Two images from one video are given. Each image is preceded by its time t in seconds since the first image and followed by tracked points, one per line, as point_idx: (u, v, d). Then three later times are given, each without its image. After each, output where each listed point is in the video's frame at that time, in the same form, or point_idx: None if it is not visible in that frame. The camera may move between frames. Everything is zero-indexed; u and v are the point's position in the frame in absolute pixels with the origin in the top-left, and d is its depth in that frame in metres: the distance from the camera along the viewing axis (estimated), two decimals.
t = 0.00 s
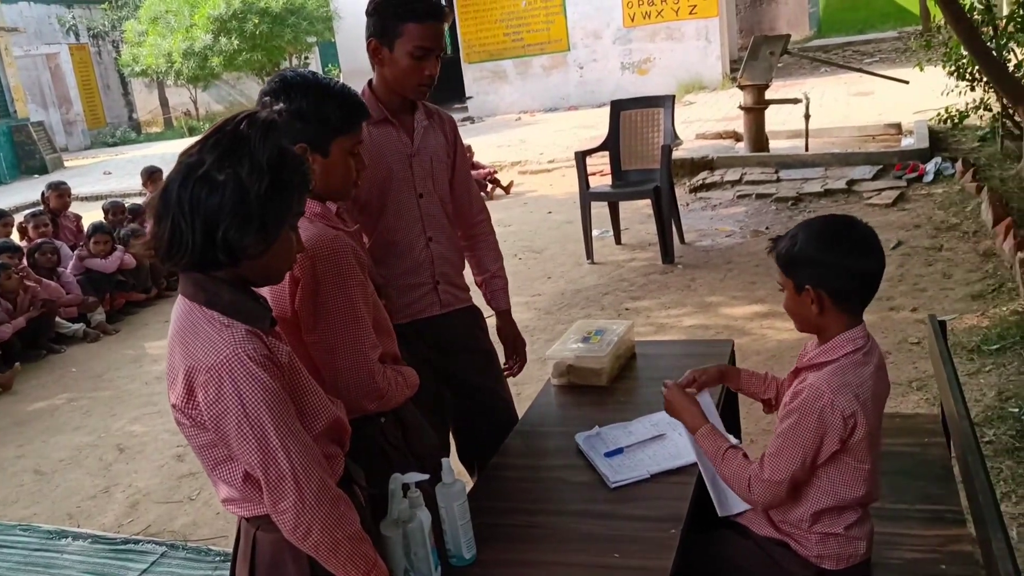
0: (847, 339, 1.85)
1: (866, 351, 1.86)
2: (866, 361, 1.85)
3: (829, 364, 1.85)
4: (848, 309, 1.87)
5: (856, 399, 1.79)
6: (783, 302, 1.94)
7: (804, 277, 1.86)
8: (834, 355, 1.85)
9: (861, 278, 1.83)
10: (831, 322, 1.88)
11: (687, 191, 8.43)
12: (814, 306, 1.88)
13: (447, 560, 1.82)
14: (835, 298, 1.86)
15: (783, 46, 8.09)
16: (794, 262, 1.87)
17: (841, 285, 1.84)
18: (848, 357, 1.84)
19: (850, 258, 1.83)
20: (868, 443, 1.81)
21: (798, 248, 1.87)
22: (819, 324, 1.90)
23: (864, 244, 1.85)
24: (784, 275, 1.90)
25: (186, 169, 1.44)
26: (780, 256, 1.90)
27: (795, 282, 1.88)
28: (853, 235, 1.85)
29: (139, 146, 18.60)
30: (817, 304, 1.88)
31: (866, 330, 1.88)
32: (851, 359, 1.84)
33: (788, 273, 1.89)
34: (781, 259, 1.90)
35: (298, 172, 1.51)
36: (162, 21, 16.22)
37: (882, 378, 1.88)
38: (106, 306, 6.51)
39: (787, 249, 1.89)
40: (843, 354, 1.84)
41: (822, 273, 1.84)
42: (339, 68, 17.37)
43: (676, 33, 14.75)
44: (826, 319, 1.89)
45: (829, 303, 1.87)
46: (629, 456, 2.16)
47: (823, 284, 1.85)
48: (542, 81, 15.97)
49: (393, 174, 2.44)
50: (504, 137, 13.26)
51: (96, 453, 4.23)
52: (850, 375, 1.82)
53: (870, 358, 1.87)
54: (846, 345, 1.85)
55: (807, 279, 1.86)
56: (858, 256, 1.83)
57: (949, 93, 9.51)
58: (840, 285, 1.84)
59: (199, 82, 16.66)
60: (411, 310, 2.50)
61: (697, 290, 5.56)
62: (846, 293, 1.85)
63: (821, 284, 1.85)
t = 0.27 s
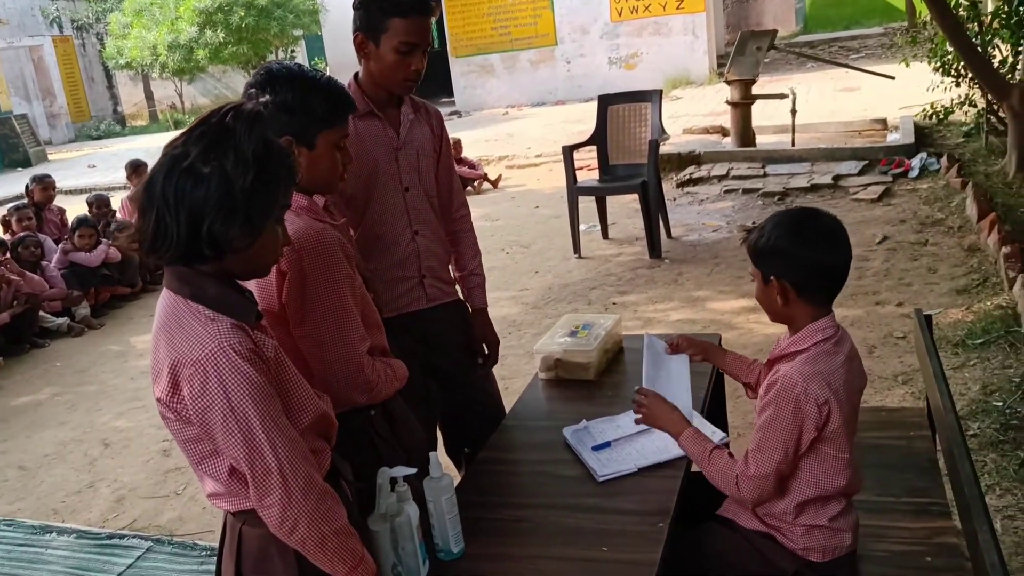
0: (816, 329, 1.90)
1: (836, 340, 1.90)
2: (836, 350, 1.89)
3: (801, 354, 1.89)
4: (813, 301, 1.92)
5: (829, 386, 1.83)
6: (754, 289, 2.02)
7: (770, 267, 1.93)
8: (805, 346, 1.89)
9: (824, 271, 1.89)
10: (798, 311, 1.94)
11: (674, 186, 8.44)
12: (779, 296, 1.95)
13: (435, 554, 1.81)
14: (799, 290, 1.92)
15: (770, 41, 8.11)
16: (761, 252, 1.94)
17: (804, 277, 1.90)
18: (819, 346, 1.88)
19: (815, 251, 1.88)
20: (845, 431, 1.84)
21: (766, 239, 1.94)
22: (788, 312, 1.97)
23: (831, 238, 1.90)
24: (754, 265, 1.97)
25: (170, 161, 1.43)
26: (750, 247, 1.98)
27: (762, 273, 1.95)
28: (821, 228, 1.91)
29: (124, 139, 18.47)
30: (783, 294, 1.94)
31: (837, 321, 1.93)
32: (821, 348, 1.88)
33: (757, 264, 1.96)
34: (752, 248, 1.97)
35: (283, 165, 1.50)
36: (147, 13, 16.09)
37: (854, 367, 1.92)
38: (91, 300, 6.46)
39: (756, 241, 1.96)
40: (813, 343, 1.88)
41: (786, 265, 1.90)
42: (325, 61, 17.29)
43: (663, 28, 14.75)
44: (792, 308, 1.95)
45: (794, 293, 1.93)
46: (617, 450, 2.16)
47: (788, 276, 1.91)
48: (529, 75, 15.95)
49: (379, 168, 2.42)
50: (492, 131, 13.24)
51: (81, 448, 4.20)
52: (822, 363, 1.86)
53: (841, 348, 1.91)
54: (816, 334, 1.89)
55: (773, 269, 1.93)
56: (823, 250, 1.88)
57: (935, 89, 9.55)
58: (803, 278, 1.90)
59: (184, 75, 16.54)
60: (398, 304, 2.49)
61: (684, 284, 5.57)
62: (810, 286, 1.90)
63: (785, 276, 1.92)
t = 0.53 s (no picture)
0: (786, 321, 1.93)
1: (807, 330, 1.94)
2: (809, 337, 1.93)
3: (774, 344, 1.92)
4: (779, 294, 1.95)
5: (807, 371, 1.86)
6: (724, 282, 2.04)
7: (738, 261, 1.96)
8: (777, 336, 1.93)
9: (790, 266, 1.92)
10: (765, 305, 1.97)
11: (665, 181, 8.45)
12: (746, 289, 1.97)
13: (426, 548, 1.81)
14: (766, 284, 1.94)
15: (761, 37, 8.11)
16: (729, 245, 1.97)
17: (772, 270, 1.92)
18: (790, 335, 1.92)
19: (781, 245, 1.91)
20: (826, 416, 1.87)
21: (734, 232, 1.97)
22: (755, 307, 1.99)
23: (799, 234, 1.93)
24: (723, 259, 2.00)
25: (161, 153, 1.42)
26: (719, 241, 2.00)
27: (730, 266, 1.98)
28: (788, 224, 1.94)
29: (113, 131, 18.38)
30: (750, 288, 1.97)
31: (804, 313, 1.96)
32: (792, 337, 1.92)
33: (724, 258, 1.98)
34: (721, 241, 2.00)
35: (276, 157, 1.49)
36: (137, 5, 16.00)
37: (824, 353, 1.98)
38: (80, 293, 6.43)
39: (725, 235, 1.98)
40: (784, 333, 1.92)
41: (753, 258, 1.93)
42: (316, 54, 17.23)
43: (655, 23, 14.75)
44: (760, 302, 1.98)
45: (760, 286, 1.95)
46: (609, 445, 2.17)
47: (755, 270, 1.94)
48: (521, 69, 15.93)
49: (373, 159, 2.41)
50: (484, 125, 13.22)
51: (70, 441, 4.18)
52: (796, 350, 1.89)
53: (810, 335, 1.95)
54: (785, 325, 1.93)
55: (740, 263, 1.95)
56: (790, 245, 1.91)
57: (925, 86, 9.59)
58: (770, 271, 1.92)
59: (174, 67, 16.46)
60: (390, 295, 2.49)
61: (675, 279, 5.58)
62: (776, 279, 1.93)
63: (752, 269, 1.94)
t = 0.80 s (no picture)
0: (759, 311, 1.94)
1: (780, 318, 1.95)
2: (781, 324, 1.93)
3: (749, 333, 1.93)
4: (750, 288, 1.95)
5: (782, 357, 1.87)
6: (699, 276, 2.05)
7: (710, 255, 1.97)
8: (750, 326, 1.94)
9: (761, 260, 1.93)
10: (738, 298, 1.98)
11: (660, 175, 8.44)
12: (719, 283, 1.98)
13: (421, 542, 1.81)
14: (739, 277, 1.95)
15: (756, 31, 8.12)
16: (701, 238, 1.98)
17: (743, 264, 1.93)
18: (763, 324, 1.93)
19: (751, 239, 1.93)
20: (805, 399, 1.88)
21: (706, 226, 1.98)
22: (728, 299, 2.00)
23: (769, 229, 1.94)
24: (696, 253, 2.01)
25: (157, 147, 1.42)
26: (693, 235, 2.02)
27: (703, 259, 1.99)
28: (758, 219, 1.95)
29: (106, 125, 18.32)
30: (723, 281, 1.97)
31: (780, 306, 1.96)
32: (765, 326, 1.92)
33: (698, 251, 2.00)
34: (694, 235, 2.01)
35: (271, 151, 1.48)
36: None
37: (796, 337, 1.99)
38: (73, 287, 6.40)
39: (698, 228, 2.00)
40: (757, 322, 1.93)
41: (724, 251, 1.94)
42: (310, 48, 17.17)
43: (649, 17, 14.74)
44: (733, 295, 1.98)
45: (732, 279, 1.96)
46: (603, 439, 2.17)
47: (726, 263, 1.95)
48: (515, 63, 15.91)
49: (372, 152, 2.41)
50: (478, 119, 13.19)
51: (64, 435, 4.17)
52: (769, 338, 1.90)
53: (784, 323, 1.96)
54: (759, 315, 1.93)
55: (713, 255, 1.96)
56: (760, 239, 1.93)
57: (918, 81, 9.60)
58: (741, 265, 1.93)
59: (167, 60, 16.39)
60: (384, 289, 2.48)
61: (669, 273, 5.58)
62: (746, 273, 1.93)
63: (723, 262, 1.95)
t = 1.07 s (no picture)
0: (749, 303, 1.94)
1: (777, 309, 1.93)
2: (770, 317, 1.92)
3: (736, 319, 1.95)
4: (740, 276, 1.98)
5: (738, 352, 1.90)
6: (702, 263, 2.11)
7: (706, 243, 2.03)
8: (736, 316, 1.95)
9: (749, 249, 1.95)
10: (734, 286, 2.01)
11: (651, 169, 8.45)
12: (713, 270, 2.03)
13: (413, 536, 1.81)
14: (729, 265, 1.99)
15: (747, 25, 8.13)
16: (700, 226, 2.04)
17: (731, 252, 1.97)
18: (756, 314, 1.92)
19: (740, 229, 1.96)
20: (764, 396, 1.90)
21: (705, 215, 2.04)
22: (725, 286, 2.04)
23: (762, 219, 1.96)
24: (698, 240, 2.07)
25: (147, 140, 1.41)
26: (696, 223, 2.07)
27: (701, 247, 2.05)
28: (753, 208, 1.98)
29: (95, 118, 18.21)
30: (718, 269, 2.02)
31: (776, 298, 1.95)
32: (756, 317, 1.92)
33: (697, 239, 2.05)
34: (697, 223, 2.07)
35: (262, 146, 1.48)
36: None
37: (798, 326, 1.96)
38: (63, 281, 6.37)
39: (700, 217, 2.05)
40: (751, 311, 1.93)
41: (715, 241, 1.99)
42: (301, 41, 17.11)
43: (641, 11, 14.74)
44: (729, 283, 2.02)
45: (724, 267, 2.00)
46: (595, 433, 2.17)
47: (717, 252, 1.99)
48: (507, 57, 15.88)
49: (371, 144, 2.41)
50: (470, 113, 13.17)
51: (54, 430, 4.15)
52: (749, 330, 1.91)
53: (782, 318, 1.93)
54: (755, 303, 1.93)
55: (707, 245, 2.02)
56: (749, 229, 1.95)
57: (909, 75, 9.63)
58: (729, 253, 1.97)
59: (157, 53, 16.30)
60: (380, 280, 2.48)
61: (661, 267, 5.59)
62: (735, 262, 1.97)
63: (716, 251, 2.00)
